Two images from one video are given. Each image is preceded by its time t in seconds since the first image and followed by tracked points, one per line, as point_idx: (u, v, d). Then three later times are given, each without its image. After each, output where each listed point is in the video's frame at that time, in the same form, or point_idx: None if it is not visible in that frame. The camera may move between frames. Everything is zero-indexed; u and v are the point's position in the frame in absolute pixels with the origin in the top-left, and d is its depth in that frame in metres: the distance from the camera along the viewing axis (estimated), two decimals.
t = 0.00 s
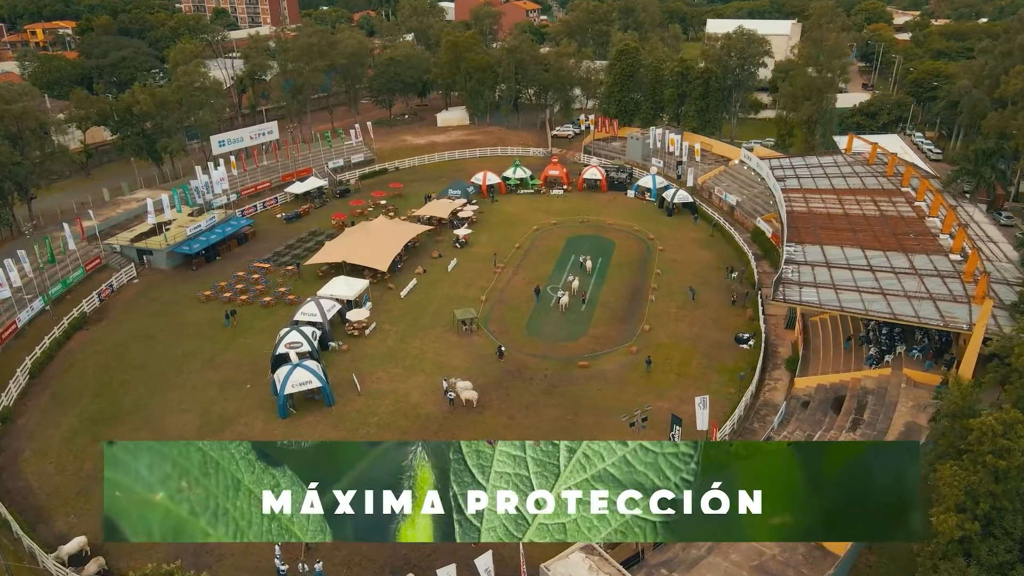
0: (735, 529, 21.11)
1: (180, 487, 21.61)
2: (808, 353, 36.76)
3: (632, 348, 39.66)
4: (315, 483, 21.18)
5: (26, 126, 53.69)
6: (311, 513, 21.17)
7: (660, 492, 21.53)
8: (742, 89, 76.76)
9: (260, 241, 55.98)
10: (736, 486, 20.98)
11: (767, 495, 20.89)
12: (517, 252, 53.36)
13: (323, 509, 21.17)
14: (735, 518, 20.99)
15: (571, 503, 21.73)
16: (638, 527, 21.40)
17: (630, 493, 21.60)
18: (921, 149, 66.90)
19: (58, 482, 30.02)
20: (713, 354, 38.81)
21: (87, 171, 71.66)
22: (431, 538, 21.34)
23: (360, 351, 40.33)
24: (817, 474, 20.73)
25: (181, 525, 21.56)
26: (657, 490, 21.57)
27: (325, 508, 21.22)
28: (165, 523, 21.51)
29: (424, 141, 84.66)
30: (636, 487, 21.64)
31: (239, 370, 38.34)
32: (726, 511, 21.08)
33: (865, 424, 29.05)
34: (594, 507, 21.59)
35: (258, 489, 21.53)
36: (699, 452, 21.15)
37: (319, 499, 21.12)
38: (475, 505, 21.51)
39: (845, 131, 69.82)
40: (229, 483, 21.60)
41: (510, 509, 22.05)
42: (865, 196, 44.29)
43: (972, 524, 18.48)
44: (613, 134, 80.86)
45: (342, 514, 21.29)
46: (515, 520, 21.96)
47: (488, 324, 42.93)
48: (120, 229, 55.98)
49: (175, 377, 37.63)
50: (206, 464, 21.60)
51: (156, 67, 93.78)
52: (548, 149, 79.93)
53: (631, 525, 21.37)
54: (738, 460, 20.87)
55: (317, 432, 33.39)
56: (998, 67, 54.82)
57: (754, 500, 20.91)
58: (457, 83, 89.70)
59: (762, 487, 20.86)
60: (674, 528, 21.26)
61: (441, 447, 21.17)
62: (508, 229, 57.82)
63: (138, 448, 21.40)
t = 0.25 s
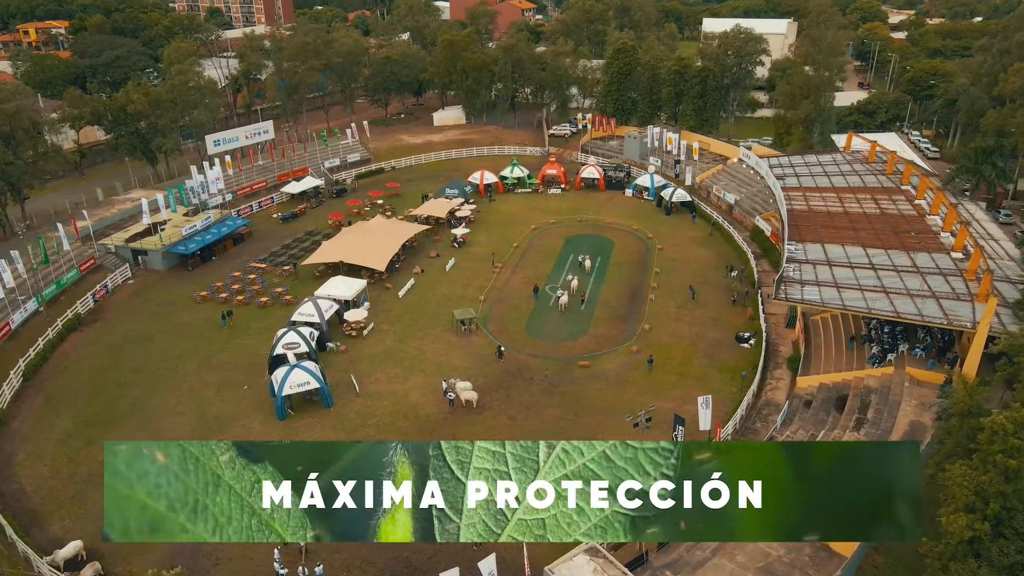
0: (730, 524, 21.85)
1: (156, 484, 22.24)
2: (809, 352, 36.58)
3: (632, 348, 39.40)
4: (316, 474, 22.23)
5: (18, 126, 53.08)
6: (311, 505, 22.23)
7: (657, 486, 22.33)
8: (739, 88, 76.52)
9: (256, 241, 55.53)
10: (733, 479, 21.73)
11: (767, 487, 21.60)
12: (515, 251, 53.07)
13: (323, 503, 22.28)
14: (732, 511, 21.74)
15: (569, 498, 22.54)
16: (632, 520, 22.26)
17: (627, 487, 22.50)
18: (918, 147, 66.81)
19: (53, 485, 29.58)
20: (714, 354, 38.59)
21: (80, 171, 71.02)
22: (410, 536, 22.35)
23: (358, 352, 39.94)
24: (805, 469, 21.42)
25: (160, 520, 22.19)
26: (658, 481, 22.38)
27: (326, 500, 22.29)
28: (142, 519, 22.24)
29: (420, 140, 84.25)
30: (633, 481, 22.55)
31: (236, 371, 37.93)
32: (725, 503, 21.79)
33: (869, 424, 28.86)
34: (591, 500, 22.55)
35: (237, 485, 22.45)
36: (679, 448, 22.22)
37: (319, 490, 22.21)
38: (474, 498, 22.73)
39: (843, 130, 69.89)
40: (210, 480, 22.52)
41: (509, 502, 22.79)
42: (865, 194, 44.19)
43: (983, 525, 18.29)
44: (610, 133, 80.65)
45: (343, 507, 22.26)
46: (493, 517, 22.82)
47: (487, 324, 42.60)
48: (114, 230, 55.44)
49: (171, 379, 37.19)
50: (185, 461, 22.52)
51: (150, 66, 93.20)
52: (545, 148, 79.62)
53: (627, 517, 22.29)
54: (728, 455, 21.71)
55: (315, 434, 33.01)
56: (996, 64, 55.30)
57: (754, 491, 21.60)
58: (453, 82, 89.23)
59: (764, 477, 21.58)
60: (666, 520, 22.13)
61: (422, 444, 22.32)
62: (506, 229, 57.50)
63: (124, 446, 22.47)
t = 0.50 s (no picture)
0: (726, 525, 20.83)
1: (139, 479, 21.67)
2: (810, 351, 36.47)
3: (632, 347, 39.13)
4: (316, 473, 20.56)
5: (10, 125, 52.43)
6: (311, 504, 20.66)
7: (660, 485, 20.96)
8: (736, 86, 76.37)
9: (252, 241, 55.07)
10: (733, 478, 20.71)
11: (767, 486, 20.71)
12: (513, 250, 52.78)
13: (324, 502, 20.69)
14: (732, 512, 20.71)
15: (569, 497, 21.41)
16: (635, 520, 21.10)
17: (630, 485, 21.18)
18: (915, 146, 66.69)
19: (47, 489, 29.12)
20: (715, 353, 38.37)
21: (74, 171, 70.38)
22: (391, 534, 20.83)
23: (356, 352, 39.57)
24: (801, 468, 20.57)
25: (142, 516, 21.54)
26: (658, 480, 21.02)
27: (326, 500, 20.70)
28: (125, 515, 21.57)
29: (416, 139, 83.85)
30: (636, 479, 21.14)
31: (232, 373, 37.50)
32: (725, 503, 20.74)
33: (872, 423, 28.68)
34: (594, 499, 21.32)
35: (221, 483, 21.55)
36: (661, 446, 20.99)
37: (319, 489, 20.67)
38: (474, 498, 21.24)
39: (841, 128, 69.90)
40: (193, 477, 21.72)
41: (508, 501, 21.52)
42: (865, 192, 44.04)
43: (992, 525, 18.10)
44: (607, 132, 80.46)
45: (343, 507, 20.67)
46: (478, 514, 21.45)
47: (486, 323, 42.32)
48: (108, 230, 54.90)
49: (166, 381, 36.74)
50: (168, 458, 21.75)
51: (144, 65, 92.57)
52: (542, 147, 79.33)
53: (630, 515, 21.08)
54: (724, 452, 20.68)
55: (313, 436, 32.63)
56: (994, 62, 55.20)
57: (754, 491, 20.65)
58: (449, 81, 88.83)
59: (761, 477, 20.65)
60: (665, 520, 20.99)
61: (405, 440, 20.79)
62: (504, 228, 57.22)
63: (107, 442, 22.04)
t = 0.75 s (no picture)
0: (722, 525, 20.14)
1: (129, 476, 20.56)
2: (811, 350, 36.32)
3: (632, 347, 38.87)
4: (316, 473, 19.98)
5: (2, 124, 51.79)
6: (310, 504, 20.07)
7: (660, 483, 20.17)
8: (733, 85, 76.28)
9: (248, 241, 54.61)
10: (733, 478, 20.04)
11: (767, 486, 20.14)
12: (511, 250, 52.51)
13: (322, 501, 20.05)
14: (730, 512, 20.09)
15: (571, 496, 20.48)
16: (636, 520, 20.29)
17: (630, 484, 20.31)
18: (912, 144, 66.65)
19: (42, 493, 28.70)
20: (715, 352, 38.16)
21: (66, 171, 69.72)
22: (380, 533, 20.14)
23: (354, 352, 39.25)
24: (797, 468, 20.05)
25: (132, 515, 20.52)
26: (658, 479, 20.20)
27: (326, 501, 20.06)
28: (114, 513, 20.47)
29: (412, 139, 83.51)
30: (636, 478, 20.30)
31: (229, 374, 37.11)
32: (724, 503, 20.10)
33: (875, 422, 28.49)
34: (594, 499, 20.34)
35: (213, 481, 20.40)
36: (651, 446, 19.87)
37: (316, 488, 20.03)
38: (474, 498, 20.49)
39: (838, 126, 69.97)
40: (183, 475, 20.56)
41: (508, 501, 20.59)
42: (865, 190, 43.94)
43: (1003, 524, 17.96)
44: (604, 131, 80.24)
45: (342, 507, 20.08)
46: (464, 510, 20.65)
47: (485, 323, 42.05)
48: (101, 230, 54.30)
49: (162, 382, 36.31)
50: (159, 455, 20.57)
51: (137, 65, 91.88)
52: (538, 146, 79.09)
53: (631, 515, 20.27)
54: (726, 449, 19.82)
55: (312, 437, 32.30)
56: (992, 60, 55.85)
57: (754, 491, 20.07)
58: (445, 80, 88.46)
59: (762, 476, 20.05)
60: (664, 520, 20.26)
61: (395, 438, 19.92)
62: (501, 227, 56.94)
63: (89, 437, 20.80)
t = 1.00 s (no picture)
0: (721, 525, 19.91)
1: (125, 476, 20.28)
2: (813, 349, 36.10)
3: (633, 346, 38.63)
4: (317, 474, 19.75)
5: None
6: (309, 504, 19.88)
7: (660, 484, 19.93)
8: (730, 83, 76.08)
9: (244, 241, 54.16)
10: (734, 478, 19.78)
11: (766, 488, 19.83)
12: (509, 249, 52.20)
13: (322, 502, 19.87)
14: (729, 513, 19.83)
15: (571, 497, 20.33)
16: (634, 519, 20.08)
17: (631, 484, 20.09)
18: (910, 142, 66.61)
19: (37, 496, 28.28)
20: (716, 351, 37.96)
21: (60, 171, 69.11)
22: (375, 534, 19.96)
23: (353, 353, 38.90)
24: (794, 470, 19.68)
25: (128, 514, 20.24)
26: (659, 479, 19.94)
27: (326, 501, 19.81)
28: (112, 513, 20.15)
29: (409, 138, 83.10)
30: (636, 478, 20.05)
31: (226, 375, 36.72)
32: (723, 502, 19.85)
33: (879, 421, 28.31)
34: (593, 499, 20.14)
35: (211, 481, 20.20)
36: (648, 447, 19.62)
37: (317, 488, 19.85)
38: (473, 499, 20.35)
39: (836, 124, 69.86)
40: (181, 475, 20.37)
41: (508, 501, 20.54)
42: (865, 188, 43.80)
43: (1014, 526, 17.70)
44: (601, 129, 79.96)
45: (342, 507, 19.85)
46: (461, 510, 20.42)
47: (484, 323, 41.73)
48: (96, 231, 53.78)
49: (158, 383, 35.92)
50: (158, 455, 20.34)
51: (131, 64, 91.22)
52: (536, 145, 78.78)
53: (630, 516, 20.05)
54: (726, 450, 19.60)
55: (311, 438, 31.96)
56: (990, 58, 55.77)
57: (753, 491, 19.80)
58: (441, 79, 88.03)
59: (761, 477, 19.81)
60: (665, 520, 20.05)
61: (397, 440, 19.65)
62: (499, 226, 56.61)
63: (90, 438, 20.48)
